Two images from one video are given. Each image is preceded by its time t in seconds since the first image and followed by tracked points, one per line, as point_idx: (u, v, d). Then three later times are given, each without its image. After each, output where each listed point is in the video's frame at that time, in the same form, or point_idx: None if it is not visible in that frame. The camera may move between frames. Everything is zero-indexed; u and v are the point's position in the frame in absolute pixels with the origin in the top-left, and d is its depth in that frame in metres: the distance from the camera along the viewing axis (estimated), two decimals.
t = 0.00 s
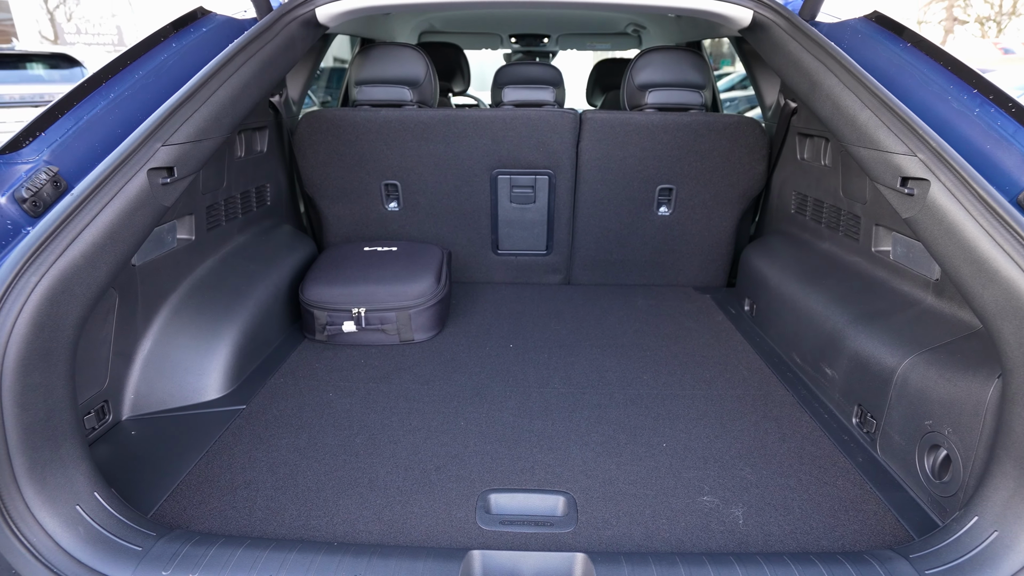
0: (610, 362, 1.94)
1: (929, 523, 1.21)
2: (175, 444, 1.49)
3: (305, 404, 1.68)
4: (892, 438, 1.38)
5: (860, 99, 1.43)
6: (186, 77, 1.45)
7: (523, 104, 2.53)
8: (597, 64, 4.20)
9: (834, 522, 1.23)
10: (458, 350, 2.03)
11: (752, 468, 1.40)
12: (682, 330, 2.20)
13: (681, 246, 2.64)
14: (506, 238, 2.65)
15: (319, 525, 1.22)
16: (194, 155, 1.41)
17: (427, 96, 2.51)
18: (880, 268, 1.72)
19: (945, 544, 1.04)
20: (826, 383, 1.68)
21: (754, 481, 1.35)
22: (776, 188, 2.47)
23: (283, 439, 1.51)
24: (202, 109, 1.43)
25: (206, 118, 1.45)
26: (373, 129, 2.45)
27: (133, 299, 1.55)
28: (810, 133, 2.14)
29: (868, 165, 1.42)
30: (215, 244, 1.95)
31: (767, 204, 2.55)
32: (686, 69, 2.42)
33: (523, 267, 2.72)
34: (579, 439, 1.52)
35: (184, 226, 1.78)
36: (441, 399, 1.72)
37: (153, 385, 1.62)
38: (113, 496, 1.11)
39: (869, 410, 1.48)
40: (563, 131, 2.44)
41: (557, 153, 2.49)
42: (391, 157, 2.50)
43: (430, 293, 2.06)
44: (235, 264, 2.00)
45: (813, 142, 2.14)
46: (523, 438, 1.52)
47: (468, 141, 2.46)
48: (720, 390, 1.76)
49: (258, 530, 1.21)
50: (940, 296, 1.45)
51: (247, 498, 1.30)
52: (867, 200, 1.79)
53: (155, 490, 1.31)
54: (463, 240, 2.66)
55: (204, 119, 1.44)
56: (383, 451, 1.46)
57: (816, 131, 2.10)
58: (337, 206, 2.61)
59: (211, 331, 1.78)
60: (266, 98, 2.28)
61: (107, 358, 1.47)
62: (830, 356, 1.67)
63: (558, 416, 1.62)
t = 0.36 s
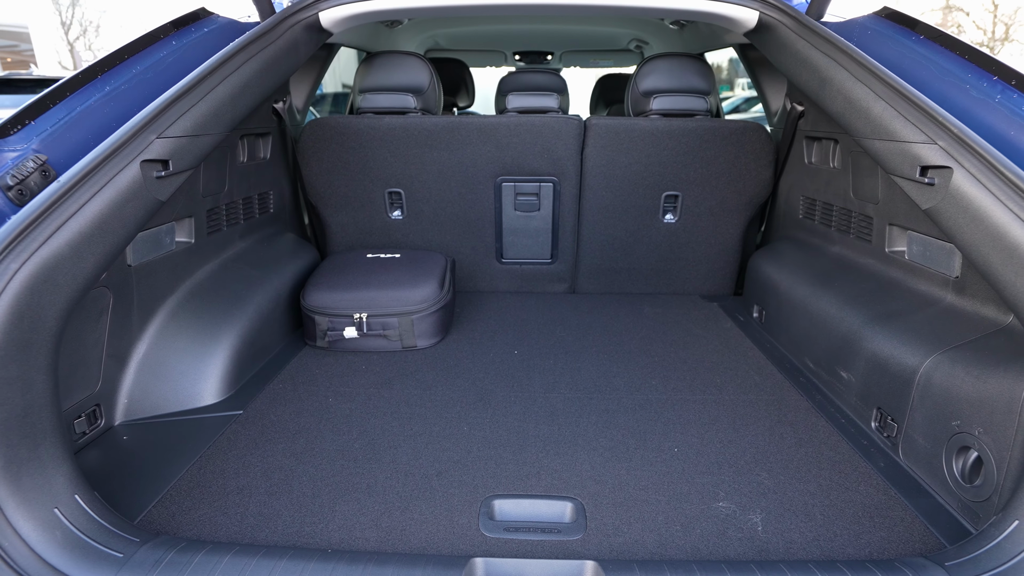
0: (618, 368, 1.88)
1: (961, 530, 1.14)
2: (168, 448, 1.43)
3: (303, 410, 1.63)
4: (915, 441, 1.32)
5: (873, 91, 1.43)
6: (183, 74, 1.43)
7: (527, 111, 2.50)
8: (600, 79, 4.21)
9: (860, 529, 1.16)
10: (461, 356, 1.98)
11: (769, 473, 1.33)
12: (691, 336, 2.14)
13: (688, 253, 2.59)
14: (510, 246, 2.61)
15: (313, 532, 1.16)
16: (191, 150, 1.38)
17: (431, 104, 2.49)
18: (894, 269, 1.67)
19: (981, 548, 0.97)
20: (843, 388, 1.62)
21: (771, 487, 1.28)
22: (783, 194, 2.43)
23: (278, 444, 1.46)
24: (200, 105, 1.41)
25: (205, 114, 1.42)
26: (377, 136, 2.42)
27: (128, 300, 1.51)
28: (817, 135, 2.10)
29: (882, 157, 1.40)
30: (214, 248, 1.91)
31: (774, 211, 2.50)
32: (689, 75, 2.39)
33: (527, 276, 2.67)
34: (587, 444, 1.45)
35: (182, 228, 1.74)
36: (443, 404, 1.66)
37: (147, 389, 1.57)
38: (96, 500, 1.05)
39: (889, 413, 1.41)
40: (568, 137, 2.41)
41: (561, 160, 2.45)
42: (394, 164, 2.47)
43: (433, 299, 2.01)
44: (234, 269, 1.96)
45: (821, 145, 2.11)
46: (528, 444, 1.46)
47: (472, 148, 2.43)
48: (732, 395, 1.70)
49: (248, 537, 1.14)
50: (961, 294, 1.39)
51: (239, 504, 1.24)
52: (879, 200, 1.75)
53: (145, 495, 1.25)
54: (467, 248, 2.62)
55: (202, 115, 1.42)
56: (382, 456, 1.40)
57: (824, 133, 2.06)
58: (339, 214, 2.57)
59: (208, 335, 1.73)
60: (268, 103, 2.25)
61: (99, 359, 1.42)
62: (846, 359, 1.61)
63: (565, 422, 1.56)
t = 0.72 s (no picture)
0: (624, 376, 1.81)
1: (997, 544, 1.06)
2: (150, 455, 1.36)
3: (294, 417, 1.55)
4: (941, 447, 1.24)
5: (886, 82, 1.39)
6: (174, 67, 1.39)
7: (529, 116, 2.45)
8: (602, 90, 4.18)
9: (887, 542, 1.08)
10: (460, 363, 1.91)
11: (786, 482, 1.25)
12: (699, 343, 2.07)
13: (694, 260, 2.53)
14: (512, 253, 2.55)
15: (299, 545, 1.08)
16: (180, 142, 1.33)
17: (432, 109, 2.46)
18: (909, 270, 1.61)
19: None
20: (859, 394, 1.54)
21: (790, 497, 1.21)
22: (789, 198, 2.37)
23: (266, 452, 1.38)
24: (190, 97, 1.36)
25: (196, 107, 1.38)
26: (376, 141, 2.37)
27: (113, 301, 1.45)
28: (824, 137, 2.05)
29: (898, 149, 1.36)
30: (207, 251, 1.85)
31: (781, 216, 2.45)
32: (693, 80, 2.37)
33: (529, 284, 2.61)
34: (592, 453, 1.37)
35: (173, 229, 1.68)
36: (441, 411, 1.59)
37: (131, 394, 1.50)
38: (63, 508, 0.98)
39: (911, 419, 1.34)
40: (571, 141, 2.36)
41: (564, 165, 2.40)
42: (394, 170, 2.42)
43: (432, 304, 1.95)
44: (227, 273, 1.90)
45: (829, 147, 2.06)
46: (531, 452, 1.38)
47: (473, 152, 2.38)
48: (743, 402, 1.62)
49: (229, 550, 1.07)
50: (983, 293, 1.33)
51: (221, 514, 1.16)
52: (891, 200, 1.70)
53: (121, 505, 1.18)
54: (468, 255, 2.56)
55: (193, 107, 1.37)
56: (376, 465, 1.33)
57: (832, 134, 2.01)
58: (337, 220, 2.52)
59: (198, 339, 1.66)
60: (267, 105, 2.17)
61: (79, 362, 1.36)
62: (862, 364, 1.54)
63: (568, 430, 1.48)
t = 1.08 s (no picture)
0: (626, 383, 1.74)
1: None
2: (127, 463, 1.28)
3: (282, 424, 1.48)
4: (967, 456, 1.17)
5: (897, 76, 1.34)
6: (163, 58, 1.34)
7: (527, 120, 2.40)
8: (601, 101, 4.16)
9: (915, 557, 1.01)
10: (457, 371, 1.83)
11: (803, 493, 1.18)
12: (703, 351, 2.00)
13: (697, 268, 2.47)
14: (510, 260, 2.49)
15: (282, 560, 1.00)
16: (166, 133, 1.27)
17: (429, 113, 2.38)
18: (921, 273, 1.56)
19: None
20: (873, 401, 1.48)
21: (807, 508, 1.13)
22: (792, 204, 2.33)
23: (250, 460, 1.30)
24: (179, 88, 1.31)
25: (185, 98, 1.32)
26: (373, 144, 2.32)
27: (93, 302, 1.38)
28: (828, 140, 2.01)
29: (912, 144, 1.31)
30: (195, 253, 1.78)
31: (783, 222, 2.40)
32: (694, 84, 2.31)
33: (527, 292, 2.55)
34: (595, 462, 1.30)
35: (160, 229, 1.62)
36: (436, 419, 1.51)
37: (109, 400, 1.43)
38: (21, 520, 0.90)
39: (932, 426, 1.27)
40: (570, 146, 2.31)
41: (564, 170, 2.35)
42: (390, 174, 2.36)
43: (428, 309, 1.88)
44: (216, 276, 1.83)
45: (833, 150, 2.02)
46: (531, 461, 1.31)
47: (472, 157, 2.33)
48: (752, 410, 1.55)
49: (205, 565, 0.99)
50: (1003, 293, 1.28)
51: (197, 527, 1.08)
52: (899, 201, 1.65)
53: (91, 516, 1.10)
54: (465, 262, 2.50)
55: (181, 99, 1.32)
56: (366, 474, 1.25)
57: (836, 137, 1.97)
58: (332, 226, 2.45)
59: (183, 343, 1.59)
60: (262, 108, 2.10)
61: (52, 365, 1.29)
62: (876, 369, 1.48)
63: (570, 438, 1.41)
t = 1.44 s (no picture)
0: (629, 391, 1.67)
1: None
2: (99, 470, 1.22)
3: (267, 431, 1.41)
4: (989, 460, 1.11)
5: (905, 69, 1.31)
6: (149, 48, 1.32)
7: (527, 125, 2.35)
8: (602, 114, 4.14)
9: (940, 567, 0.94)
10: (453, 379, 1.76)
11: (817, 501, 1.12)
12: (707, 359, 1.94)
13: (699, 276, 2.41)
14: (509, 268, 2.43)
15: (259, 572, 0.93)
16: (147, 122, 1.24)
17: (428, 118, 2.34)
18: (931, 275, 1.51)
19: None
20: (885, 407, 1.42)
21: (823, 516, 1.07)
22: (794, 210, 2.28)
23: (232, 468, 1.23)
24: (164, 77, 1.28)
25: (170, 88, 1.30)
26: (369, 149, 2.27)
27: (69, 300, 1.34)
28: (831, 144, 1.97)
29: (922, 137, 1.27)
30: (181, 255, 1.73)
31: (786, 229, 2.35)
32: (694, 90, 2.25)
33: (526, 301, 2.49)
34: (597, 469, 1.23)
35: (144, 228, 1.57)
36: (430, 427, 1.44)
37: (83, 406, 1.37)
38: None
39: (949, 430, 1.21)
40: (570, 151, 2.26)
41: (563, 176, 2.30)
42: (387, 180, 2.31)
43: (424, 314, 1.82)
44: (203, 279, 1.78)
45: (836, 154, 1.98)
46: (530, 469, 1.23)
47: (470, 162, 2.28)
48: (760, 417, 1.49)
49: None
50: (1019, 291, 1.23)
51: (169, 538, 1.01)
52: (906, 202, 1.60)
53: (54, 526, 1.03)
54: (462, 270, 2.44)
55: (166, 89, 1.29)
56: (354, 482, 1.18)
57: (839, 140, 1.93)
58: (327, 233, 2.40)
59: (165, 347, 1.53)
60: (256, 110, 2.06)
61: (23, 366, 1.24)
62: (887, 373, 1.42)
63: (572, 445, 1.34)
